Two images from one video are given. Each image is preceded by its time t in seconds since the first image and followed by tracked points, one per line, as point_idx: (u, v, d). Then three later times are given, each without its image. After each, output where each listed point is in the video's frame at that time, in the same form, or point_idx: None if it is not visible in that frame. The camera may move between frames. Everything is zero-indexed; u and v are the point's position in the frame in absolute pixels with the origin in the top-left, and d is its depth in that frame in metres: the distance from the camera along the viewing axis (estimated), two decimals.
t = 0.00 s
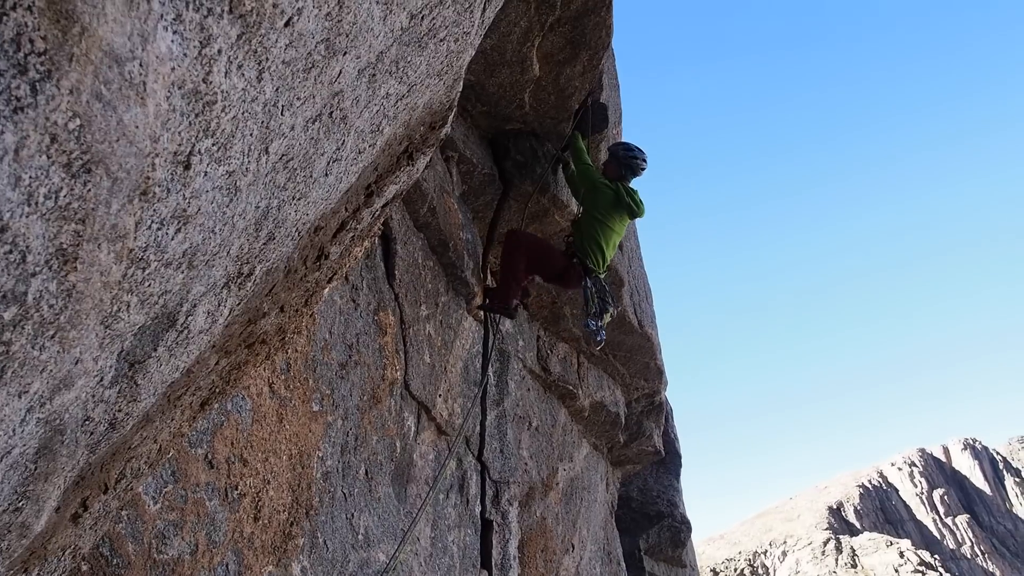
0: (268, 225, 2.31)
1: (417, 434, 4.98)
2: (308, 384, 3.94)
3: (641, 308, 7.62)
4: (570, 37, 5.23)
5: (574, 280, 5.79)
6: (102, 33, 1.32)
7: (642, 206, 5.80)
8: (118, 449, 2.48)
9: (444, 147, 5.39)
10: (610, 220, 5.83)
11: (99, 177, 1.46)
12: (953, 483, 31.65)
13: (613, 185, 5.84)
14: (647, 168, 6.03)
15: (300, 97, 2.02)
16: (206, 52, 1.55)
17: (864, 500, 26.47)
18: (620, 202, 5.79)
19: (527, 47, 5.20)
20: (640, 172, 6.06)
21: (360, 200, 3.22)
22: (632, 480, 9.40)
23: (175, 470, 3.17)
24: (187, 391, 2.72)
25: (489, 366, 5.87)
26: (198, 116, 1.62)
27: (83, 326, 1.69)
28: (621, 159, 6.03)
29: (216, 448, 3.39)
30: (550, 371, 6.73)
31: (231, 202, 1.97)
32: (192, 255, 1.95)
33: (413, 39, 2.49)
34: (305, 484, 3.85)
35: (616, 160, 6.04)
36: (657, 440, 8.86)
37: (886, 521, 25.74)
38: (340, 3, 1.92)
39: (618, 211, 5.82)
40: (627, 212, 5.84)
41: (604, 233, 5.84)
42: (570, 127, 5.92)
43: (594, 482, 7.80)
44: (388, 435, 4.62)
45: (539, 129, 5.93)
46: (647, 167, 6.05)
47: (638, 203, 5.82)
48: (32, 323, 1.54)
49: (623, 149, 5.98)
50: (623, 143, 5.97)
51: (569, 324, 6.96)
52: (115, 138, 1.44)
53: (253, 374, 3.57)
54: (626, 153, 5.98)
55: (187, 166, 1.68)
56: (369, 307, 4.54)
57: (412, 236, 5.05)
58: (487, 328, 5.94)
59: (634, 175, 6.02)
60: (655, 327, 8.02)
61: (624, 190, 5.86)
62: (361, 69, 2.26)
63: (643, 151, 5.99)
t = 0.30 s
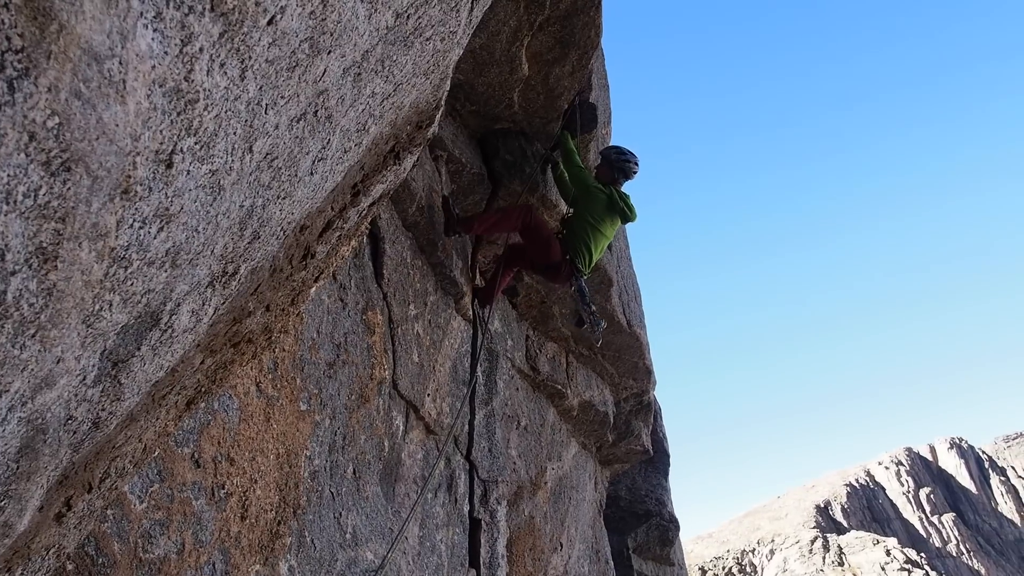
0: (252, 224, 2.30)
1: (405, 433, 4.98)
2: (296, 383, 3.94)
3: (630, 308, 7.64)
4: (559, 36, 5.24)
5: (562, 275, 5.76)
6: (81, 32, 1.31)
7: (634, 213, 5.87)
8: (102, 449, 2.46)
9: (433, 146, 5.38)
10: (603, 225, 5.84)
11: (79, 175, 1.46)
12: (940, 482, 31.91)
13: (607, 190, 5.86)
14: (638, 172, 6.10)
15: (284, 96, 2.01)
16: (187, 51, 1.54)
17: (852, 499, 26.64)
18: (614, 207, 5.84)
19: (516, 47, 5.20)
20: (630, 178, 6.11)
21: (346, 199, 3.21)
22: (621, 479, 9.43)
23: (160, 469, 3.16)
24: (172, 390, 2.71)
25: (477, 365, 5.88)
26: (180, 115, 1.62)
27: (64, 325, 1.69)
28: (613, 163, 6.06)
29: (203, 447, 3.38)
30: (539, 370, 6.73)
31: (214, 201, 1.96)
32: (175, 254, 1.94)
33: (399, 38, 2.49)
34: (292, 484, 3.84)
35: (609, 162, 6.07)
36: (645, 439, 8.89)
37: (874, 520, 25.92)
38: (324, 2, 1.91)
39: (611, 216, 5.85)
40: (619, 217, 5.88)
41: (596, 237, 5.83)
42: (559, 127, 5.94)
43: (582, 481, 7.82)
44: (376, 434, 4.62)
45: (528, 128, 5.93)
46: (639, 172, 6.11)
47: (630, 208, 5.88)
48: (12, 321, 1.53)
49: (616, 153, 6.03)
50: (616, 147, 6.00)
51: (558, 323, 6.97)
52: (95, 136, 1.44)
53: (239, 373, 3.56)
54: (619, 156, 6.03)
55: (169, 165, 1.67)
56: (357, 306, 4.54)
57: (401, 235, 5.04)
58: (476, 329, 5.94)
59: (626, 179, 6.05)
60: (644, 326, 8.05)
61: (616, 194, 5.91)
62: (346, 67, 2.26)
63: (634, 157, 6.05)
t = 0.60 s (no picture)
0: (254, 237, 2.32)
1: (404, 443, 4.98)
2: (295, 394, 3.94)
3: (629, 319, 7.65)
4: (559, 49, 5.28)
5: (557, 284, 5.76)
6: (90, 49, 1.33)
7: (633, 226, 5.90)
8: (102, 459, 2.47)
9: (433, 157, 5.40)
10: (600, 236, 5.88)
11: (85, 190, 1.47)
12: (941, 495, 31.80)
13: (607, 202, 5.90)
14: (642, 188, 6.07)
15: (287, 110, 2.03)
16: (193, 67, 1.56)
17: (852, 512, 26.57)
18: (613, 220, 5.87)
19: (516, 59, 5.24)
20: (633, 194, 6.11)
21: (347, 211, 3.23)
22: (620, 490, 9.41)
23: (159, 480, 3.16)
24: (172, 400, 2.72)
25: (476, 376, 5.88)
26: (185, 129, 1.64)
27: (68, 337, 1.70)
28: (616, 175, 6.09)
29: (202, 458, 3.38)
30: (538, 381, 6.74)
31: (217, 214, 1.98)
32: (177, 267, 1.95)
33: (401, 52, 2.51)
34: (291, 494, 3.84)
35: (612, 175, 6.11)
36: (644, 450, 8.88)
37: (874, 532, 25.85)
38: (327, 18, 1.94)
39: (610, 228, 5.88)
40: (617, 230, 5.91)
41: (593, 247, 5.86)
42: (558, 138, 5.97)
43: (581, 492, 7.80)
44: (375, 445, 4.62)
45: (527, 140, 5.97)
46: (644, 189, 6.09)
47: (629, 222, 5.91)
48: (16, 334, 1.54)
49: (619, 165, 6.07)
50: (621, 161, 6.05)
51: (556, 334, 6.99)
52: (101, 151, 1.46)
53: (239, 383, 3.56)
54: (622, 169, 6.07)
55: (174, 179, 1.69)
56: (357, 317, 4.55)
57: (400, 246, 5.06)
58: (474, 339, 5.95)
59: (627, 192, 6.06)
60: (643, 337, 8.06)
61: (616, 207, 5.95)
62: (348, 81, 2.28)
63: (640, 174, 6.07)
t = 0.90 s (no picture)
0: (246, 238, 2.31)
1: (398, 446, 4.97)
2: (288, 396, 3.93)
3: (623, 322, 7.66)
4: (553, 51, 5.28)
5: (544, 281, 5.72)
6: (77, 47, 1.32)
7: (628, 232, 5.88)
8: (95, 461, 2.46)
9: (427, 160, 5.39)
10: (594, 237, 5.84)
11: (73, 190, 1.47)
12: (934, 497, 31.89)
13: (605, 204, 5.88)
14: (643, 203, 6.06)
15: (278, 110, 2.03)
16: (181, 66, 1.56)
17: (846, 514, 26.61)
18: (609, 223, 5.85)
19: (509, 61, 5.24)
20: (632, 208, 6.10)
21: (340, 213, 3.22)
22: (614, 493, 9.41)
23: (153, 482, 3.15)
24: (165, 402, 2.70)
25: (470, 379, 5.87)
26: (174, 129, 1.63)
27: (58, 338, 1.69)
28: (619, 182, 6.11)
29: (195, 460, 3.37)
30: (532, 384, 6.73)
31: (208, 215, 1.97)
32: (169, 267, 1.95)
33: (393, 53, 2.51)
34: (284, 496, 3.83)
35: (615, 181, 6.12)
36: (639, 453, 8.88)
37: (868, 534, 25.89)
38: (318, 18, 1.93)
39: (604, 231, 5.86)
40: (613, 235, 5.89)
41: (585, 247, 5.82)
42: (553, 141, 5.97)
43: (576, 495, 7.80)
44: (368, 448, 4.60)
45: (521, 143, 5.97)
46: (644, 204, 6.08)
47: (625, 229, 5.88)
48: (5, 334, 1.53)
49: (624, 174, 6.10)
50: (627, 170, 6.08)
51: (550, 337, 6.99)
52: (90, 151, 1.45)
53: (232, 385, 3.55)
54: (626, 178, 6.08)
55: (163, 179, 1.68)
56: (350, 319, 4.54)
57: (394, 248, 5.05)
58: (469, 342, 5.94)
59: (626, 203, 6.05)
60: (637, 340, 8.06)
61: (615, 212, 5.92)
62: (340, 82, 2.28)
63: (643, 189, 6.10)
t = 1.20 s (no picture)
0: (262, 233, 2.33)
1: (419, 435, 5.00)
2: (309, 390, 3.97)
3: (638, 304, 7.65)
4: (558, 34, 5.26)
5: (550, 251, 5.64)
6: (90, 50, 1.34)
7: (639, 215, 5.85)
8: (124, 459, 2.50)
9: (436, 150, 5.39)
10: (603, 216, 5.82)
11: (93, 191, 1.49)
12: (958, 468, 31.71)
13: (617, 185, 5.87)
14: (657, 190, 6.06)
15: (288, 105, 2.04)
16: (192, 64, 1.57)
17: (869, 488, 26.53)
18: (620, 204, 5.83)
19: (514, 46, 5.22)
20: (646, 194, 6.09)
21: (352, 206, 3.24)
22: (635, 475, 9.42)
23: (180, 479, 3.19)
24: (190, 398, 2.74)
25: (487, 366, 5.89)
26: (188, 128, 1.64)
27: (85, 338, 1.72)
28: (635, 165, 6.09)
29: (220, 455, 3.41)
30: (549, 369, 6.75)
31: (224, 211, 1.99)
32: (188, 265, 1.97)
33: (398, 43, 2.51)
34: (309, 488, 3.87)
35: (632, 165, 6.10)
36: (658, 434, 8.89)
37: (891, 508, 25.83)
38: (324, 10, 1.94)
39: (614, 211, 5.83)
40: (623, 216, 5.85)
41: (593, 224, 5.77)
42: (560, 125, 5.96)
43: (597, 478, 7.82)
44: (389, 438, 4.64)
45: (529, 128, 5.96)
46: (659, 191, 6.07)
47: (636, 211, 5.85)
48: (34, 336, 1.56)
49: (642, 158, 6.09)
50: (645, 156, 6.07)
51: (565, 321, 7.00)
52: (107, 152, 1.47)
53: (254, 380, 3.59)
54: (644, 164, 6.07)
55: (179, 178, 1.70)
56: (366, 311, 4.57)
57: (406, 239, 5.07)
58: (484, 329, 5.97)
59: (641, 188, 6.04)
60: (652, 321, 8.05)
61: (627, 195, 5.90)
62: (348, 74, 2.28)
63: (659, 176, 6.10)
